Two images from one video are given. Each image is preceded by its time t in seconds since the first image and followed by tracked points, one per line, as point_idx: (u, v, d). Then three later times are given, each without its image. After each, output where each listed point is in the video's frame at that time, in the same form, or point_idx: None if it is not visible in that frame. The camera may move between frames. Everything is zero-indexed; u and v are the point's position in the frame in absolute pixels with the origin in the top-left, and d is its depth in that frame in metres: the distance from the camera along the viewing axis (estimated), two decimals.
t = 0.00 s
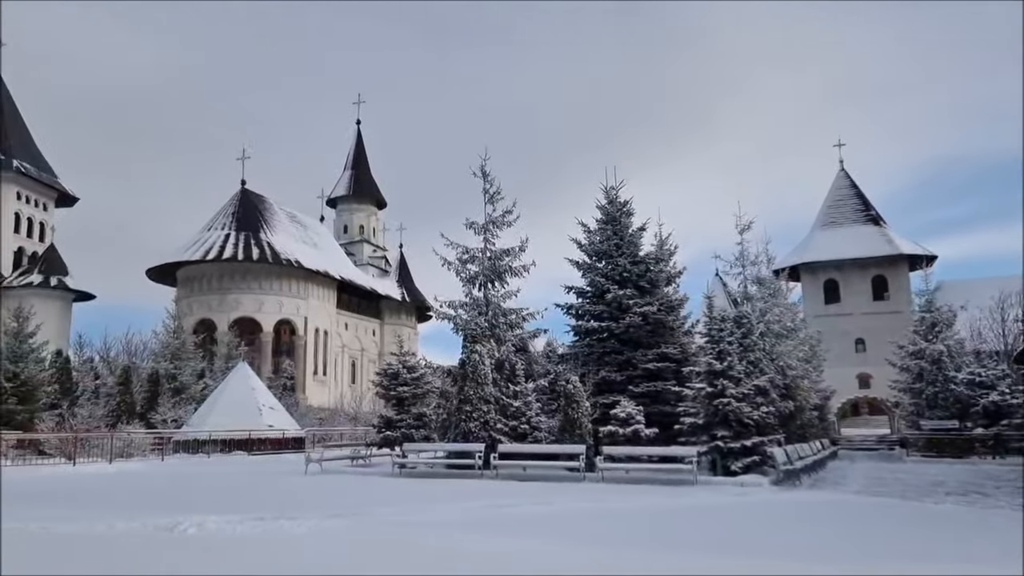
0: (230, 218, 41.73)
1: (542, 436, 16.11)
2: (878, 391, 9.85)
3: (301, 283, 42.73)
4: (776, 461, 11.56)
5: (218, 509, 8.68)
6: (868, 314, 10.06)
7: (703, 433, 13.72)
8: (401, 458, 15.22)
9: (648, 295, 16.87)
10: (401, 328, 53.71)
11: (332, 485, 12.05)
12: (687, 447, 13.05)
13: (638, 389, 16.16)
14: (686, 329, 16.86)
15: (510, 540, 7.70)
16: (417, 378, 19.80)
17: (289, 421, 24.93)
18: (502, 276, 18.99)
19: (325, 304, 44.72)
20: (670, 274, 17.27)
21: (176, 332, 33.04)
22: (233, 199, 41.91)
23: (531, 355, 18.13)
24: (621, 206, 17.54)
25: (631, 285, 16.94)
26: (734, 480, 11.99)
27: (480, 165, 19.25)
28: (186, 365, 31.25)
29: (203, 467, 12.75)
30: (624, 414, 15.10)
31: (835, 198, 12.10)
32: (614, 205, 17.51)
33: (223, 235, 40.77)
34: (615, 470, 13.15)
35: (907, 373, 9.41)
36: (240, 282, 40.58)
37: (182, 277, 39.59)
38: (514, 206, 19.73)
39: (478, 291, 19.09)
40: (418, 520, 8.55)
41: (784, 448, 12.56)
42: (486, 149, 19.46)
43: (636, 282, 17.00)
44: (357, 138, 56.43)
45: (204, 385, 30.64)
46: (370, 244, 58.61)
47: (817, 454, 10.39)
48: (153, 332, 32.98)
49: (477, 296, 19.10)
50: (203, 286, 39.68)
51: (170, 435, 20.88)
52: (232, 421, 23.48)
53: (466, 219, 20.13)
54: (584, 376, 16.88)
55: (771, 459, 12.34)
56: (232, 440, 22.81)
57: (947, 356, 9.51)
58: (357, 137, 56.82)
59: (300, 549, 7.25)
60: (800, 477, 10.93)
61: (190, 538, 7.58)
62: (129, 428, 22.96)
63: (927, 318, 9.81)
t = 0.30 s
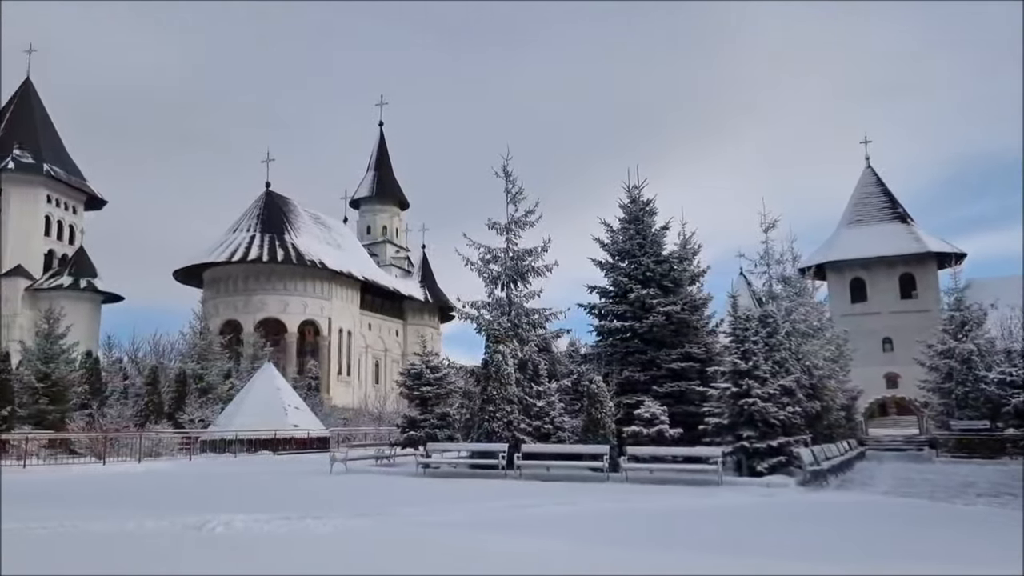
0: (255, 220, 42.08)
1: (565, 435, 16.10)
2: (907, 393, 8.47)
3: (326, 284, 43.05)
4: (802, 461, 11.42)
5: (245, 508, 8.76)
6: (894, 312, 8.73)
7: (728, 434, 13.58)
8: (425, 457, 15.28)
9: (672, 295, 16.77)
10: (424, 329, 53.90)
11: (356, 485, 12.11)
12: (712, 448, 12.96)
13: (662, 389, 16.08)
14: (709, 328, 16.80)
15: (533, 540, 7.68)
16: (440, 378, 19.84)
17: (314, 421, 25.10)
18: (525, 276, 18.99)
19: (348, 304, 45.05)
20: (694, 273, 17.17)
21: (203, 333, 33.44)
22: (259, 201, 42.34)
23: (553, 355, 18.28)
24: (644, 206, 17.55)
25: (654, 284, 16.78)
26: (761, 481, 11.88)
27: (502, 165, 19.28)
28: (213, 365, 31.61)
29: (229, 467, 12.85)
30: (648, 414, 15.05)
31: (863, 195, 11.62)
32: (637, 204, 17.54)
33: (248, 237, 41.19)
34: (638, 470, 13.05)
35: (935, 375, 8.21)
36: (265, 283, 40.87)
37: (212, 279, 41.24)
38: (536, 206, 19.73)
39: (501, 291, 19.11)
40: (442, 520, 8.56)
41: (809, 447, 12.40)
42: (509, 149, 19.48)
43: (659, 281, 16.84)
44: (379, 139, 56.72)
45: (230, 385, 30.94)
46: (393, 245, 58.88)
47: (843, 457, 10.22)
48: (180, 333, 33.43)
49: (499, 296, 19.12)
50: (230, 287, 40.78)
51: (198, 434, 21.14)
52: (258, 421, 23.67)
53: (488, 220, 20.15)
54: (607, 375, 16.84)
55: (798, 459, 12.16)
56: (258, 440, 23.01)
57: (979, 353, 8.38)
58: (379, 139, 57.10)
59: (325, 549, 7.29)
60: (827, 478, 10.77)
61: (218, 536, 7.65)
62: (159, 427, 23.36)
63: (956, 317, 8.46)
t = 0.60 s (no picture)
0: (282, 221, 42.50)
1: (591, 435, 16.12)
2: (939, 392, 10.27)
3: (352, 284, 43.39)
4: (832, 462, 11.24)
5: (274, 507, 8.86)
6: (926, 313, 10.57)
7: (756, 434, 13.28)
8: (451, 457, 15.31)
9: (698, 294, 16.67)
10: (449, 329, 54.09)
11: (383, 484, 12.16)
12: (740, 449, 12.86)
13: (688, 389, 16.01)
14: (736, 328, 16.69)
15: (559, 540, 7.68)
16: (466, 378, 19.88)
17: (341, 421, 25.28)
18: (550, 276, 18.98)
19: (374, 304, 45.37)
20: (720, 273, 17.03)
21: (233, 333, 33.82)
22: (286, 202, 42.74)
23: (579, 354, 18.30)
24: (671, 205, 17.50)
25: (681, 284, 16.68)
26: (790, 482, 11.75)
27: (528, 165, 19.29)
28: (242, 364, 31.98)
29: (259, 467, 12.97)
30: (675, 414, 14.97)
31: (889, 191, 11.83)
32: (663, 204, 17.48)
33: (276, 237, 41.58)
34: (665, 470, 12.87)
35: (968, 373, 9.77)
36: (292, 283, 41.30)
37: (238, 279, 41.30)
38: (562, 206, 19.72)
39: (526, 291, 19.11)
40: (469, 519, 8.58)
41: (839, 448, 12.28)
42: (534, 149, 19.47)
43: (686, 280, 16.76)
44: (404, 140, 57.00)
45: (258, 385, 31.25)
46: (419, 245, 59.16)
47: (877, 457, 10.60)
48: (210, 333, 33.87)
49: (525, 295, 19.13)
50: (257, 287, 41.12)
51: (227, 434, 21.50)
52: (286, 420, 23.89)
53: (513, 220, 20.15)
54: (632, 376, 16.79)
55: (827, 460, 12.00)
56: (286, 439, 23.23)
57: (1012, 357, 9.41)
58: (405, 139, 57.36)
59: (355, 547, 7.35)
60: (858, 479, 10.62)
61: (248, 535, 7.73)
62: (189, 426, 23.70)
63: (989, 316, 9.51)
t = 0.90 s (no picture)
0: (309, 221, 42.90)
1: (617, 435, 15.93)
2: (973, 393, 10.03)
3: (379, 284, 43.67)
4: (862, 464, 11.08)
5: (301, 505, 8.99)
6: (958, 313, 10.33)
7: (784, 436, 13.18)
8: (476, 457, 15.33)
9: (725, 294, 16.54)
10: (475, 328, 54.21)
11: (409, 483, 12.22)
12: (769, 450, 12.75)
13: (716, 390, 15.89)
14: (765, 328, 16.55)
15: (581, 539, 7.68)
16: (492, 378, 19.91)
17: (368, 420, 25.42)
18: (575, 276, 18.93)
19: (400, 304, 45.64)
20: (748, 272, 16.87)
21: (261, 333, 34.18)
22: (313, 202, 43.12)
23: (605, 354, 18.28)
24: (697, 204, 17.36)
25: (707, 284, 16.56)
26: (819, 484, 11.64)
27: (553, 165, 19.27)
28: (270, 364, 32.31)
29: (287, 466, 13.10)
30: (702, 414, 14.84)
31: (923, 192, 11.76)
32: (690, 202, 17.34)
33: (303, 238, 41.98)
34: (692, 471, 12.78)
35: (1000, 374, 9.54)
36: (318, 284, 41.52)
37: (268, 280, 42.10)
38: (587, 206, 19.66)
39: (551, 290, 19.08)
40: (494, 518, 8.61)
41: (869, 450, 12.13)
42: (559, 148, 19.43)
43: (712, 280, 16.63)
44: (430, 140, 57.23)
45: (286, 384, 31.59)
46: (444, 245, 59.34)
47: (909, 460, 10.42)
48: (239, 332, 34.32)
49: (551, 295, 19.10)
50: (286, 287, 41.59)
51: (256, 432, 21.75)
52: (313, 418, 24.08)
53: (538, 220, 20.13)
54: (659, 376, 16.72)
55: (858, 463, 11.88)
56: (314, 437, 23.44)
57: None
58: (430, 140, 57.62)
59: (385, 545, 7.45)
60: (889, 482, 10.48)
61: (275, 532, 7.80)
62: (217, 424, 24.03)
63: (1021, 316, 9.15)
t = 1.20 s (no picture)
0: (339, 223, 43.29)
1: (647, 437, 15.97)
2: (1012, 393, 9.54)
3: (407, 285, 43.90)
4: (898, 464, 10.87)
5: (330, 504, 9.07)
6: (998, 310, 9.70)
7: (817, 436, 12.99)
8: (505, 457, 15.33)
9: (756, 293, 16.39)
10: (503, 329, 54.26)
11: (438, 482, 12.27)
12: (802, 451, 12.58)
13: (747, 390, 15.75)
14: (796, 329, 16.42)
15: (610, 540, 7.66)
16: (521, 378, 19.89)
17: (398, 420, 25.54)
18: (604, 276, 18.86)
19: (429, 305, 45.85)
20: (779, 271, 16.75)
21: (292, 333, 34.50)
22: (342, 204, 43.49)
23: (634, 355, 18.25)
24: (728, 203, 17.23)
25: (738, 283, 16.41)
26: (854, 485, 11.46)
27: (582, 164, 19.22)
28: (301, 364, 32.62)
29: (318, 466, 13.23)
30: (733, 415, 14.73)
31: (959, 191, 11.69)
32: (720, 201, 17.22)
33: (333, 239, 42.36)
34: (722, 472, 12.59)
35: None
36: (347, 285, 41.87)
37: (299, 281, 42.57)
38: (615, 205, 19.58)
39: (580, 290, 19.04)
40: (523, 519, 8.60)
41: (906, 450, 11.84)
42: (586, 148, 19.37)
43: (743, 279, 16.47)
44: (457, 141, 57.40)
45: (316, 384, 31.83)
46: (472, 246, 59.46)
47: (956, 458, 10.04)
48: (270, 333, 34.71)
49: (579, 295, 19.05)
50: (316, 289, 42.04)
51: (287, 432, 22.00)
52: (343, 418, 24.26)
53: (566, 220, 20.11)
54: (689, 376, 16.62)
55: (893, 464, 11.66)
56: (344, 437, 23.60)
57: None
58: (458, 140, 57.79)
59: (414, 544, 7.49)
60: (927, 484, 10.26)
61: (310, 530, 7.92)
62: (250, 424, 24.37)
63: None
